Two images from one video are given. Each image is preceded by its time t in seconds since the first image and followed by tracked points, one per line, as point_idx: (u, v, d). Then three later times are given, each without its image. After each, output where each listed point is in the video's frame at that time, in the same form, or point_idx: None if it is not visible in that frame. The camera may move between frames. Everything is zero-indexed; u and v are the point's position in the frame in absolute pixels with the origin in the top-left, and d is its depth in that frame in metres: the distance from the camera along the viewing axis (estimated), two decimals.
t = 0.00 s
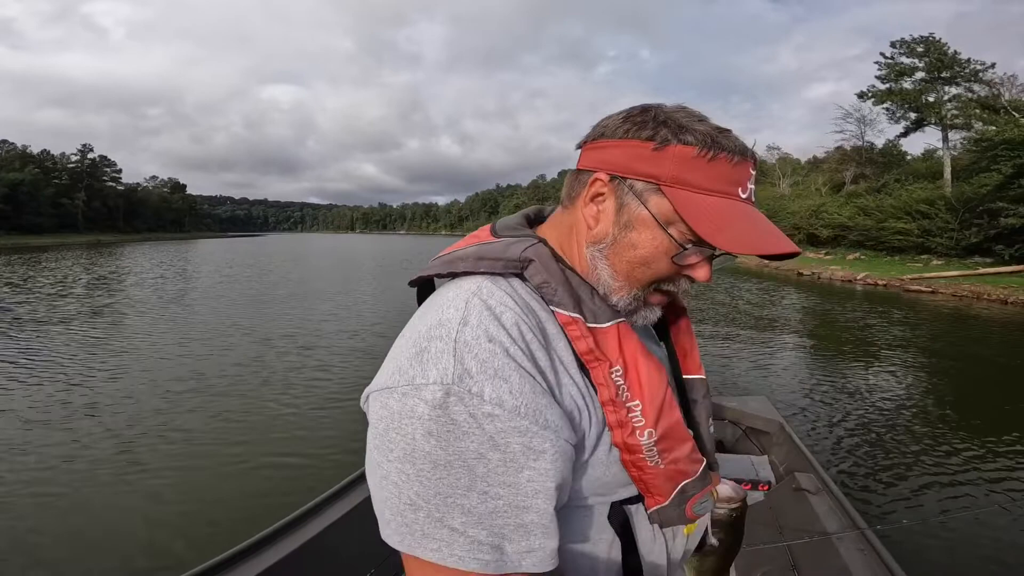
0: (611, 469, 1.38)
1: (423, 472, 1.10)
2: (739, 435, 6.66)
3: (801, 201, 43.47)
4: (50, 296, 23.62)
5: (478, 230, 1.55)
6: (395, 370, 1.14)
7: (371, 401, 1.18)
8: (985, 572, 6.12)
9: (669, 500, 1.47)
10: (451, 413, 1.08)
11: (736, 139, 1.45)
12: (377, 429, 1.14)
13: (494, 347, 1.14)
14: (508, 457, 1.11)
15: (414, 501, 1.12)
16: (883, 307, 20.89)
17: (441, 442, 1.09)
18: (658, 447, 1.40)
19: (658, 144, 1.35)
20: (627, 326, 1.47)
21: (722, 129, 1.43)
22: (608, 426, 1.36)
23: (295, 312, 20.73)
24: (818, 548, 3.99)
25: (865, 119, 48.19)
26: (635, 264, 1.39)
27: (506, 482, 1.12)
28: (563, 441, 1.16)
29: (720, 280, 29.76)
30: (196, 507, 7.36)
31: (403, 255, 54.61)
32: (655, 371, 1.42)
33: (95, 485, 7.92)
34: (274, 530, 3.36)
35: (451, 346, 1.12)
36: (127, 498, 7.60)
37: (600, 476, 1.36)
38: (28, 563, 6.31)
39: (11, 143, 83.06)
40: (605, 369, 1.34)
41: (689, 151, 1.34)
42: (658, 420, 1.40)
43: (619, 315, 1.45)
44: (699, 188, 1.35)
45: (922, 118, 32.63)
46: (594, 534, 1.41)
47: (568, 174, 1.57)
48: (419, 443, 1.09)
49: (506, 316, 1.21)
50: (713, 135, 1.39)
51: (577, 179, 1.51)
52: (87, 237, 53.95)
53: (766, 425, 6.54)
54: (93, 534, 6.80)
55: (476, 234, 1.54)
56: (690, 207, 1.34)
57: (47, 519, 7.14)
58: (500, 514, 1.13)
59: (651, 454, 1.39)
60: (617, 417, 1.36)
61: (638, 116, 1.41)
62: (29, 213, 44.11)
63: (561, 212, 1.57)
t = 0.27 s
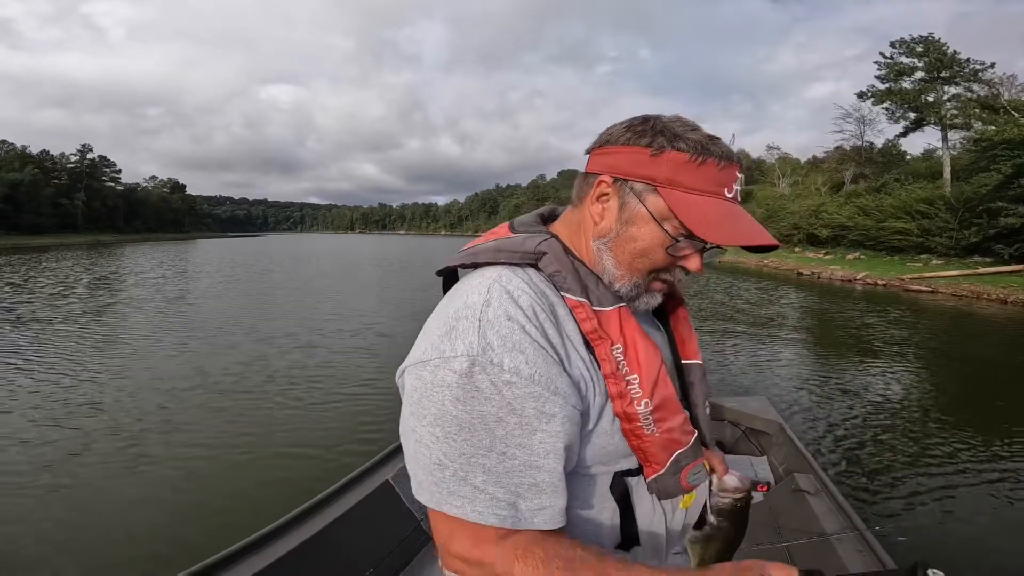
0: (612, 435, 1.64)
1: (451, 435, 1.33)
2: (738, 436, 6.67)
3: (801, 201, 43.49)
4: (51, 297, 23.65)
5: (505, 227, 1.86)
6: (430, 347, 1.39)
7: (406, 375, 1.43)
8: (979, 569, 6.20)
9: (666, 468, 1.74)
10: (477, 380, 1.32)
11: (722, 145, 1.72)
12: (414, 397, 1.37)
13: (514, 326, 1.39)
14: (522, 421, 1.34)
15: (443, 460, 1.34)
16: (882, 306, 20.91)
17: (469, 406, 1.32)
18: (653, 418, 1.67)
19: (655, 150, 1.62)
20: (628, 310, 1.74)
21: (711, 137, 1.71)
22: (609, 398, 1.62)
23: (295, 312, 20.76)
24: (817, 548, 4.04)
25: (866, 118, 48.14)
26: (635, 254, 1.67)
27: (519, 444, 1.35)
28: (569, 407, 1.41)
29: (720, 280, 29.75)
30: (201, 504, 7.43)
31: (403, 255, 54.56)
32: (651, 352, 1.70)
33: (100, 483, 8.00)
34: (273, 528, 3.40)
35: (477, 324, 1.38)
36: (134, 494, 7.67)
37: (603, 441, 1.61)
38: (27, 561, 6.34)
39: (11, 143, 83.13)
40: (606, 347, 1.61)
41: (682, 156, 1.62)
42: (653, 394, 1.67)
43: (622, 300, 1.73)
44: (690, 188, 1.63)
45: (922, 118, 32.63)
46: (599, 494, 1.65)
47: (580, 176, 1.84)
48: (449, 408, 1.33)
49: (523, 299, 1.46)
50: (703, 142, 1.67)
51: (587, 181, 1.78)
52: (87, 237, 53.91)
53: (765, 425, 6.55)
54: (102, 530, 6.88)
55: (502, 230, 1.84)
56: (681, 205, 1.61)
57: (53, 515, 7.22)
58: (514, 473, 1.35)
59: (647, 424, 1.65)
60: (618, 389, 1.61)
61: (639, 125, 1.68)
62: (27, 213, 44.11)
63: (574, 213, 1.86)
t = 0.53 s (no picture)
0: (606, 412, 1.74)
1: (463, 407, 1.46)
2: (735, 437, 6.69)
3: (801, 201, 43.47)
4: (50, 296, 23.64)
5: (509, 225, 1.98)
6: (446, 329, 1.54)
7: (425, 358, 1.57)
8: (974, 569, 6.23)
9: (654, 441, 1.81)
10: (486, 356, 1.46)
11: (706, 150, 1.82)
12: (430, 376, 1.51)
13: (517, 308, 1.53)
14: (524, 391, 1.48)
15: (456, 429, 1.47)
16: (882, 306, 20.90)
17: (478, 377, 1.46)
18: (640, 392, 1.75)
19: (645, 156, 1.74)
20: (621, 298, 1.84)
21: (695, 143, 1.81)
22: (602, 374, 1.73)
23: (294, 311, 20.76)
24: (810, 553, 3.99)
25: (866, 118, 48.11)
26: (629, 249, 1.77)
27: (523, 414, 1.48)
28: (565, 379, 1.55)
29: (720, 280, 29.75)
30: (203, 502, 7.48)
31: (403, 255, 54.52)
32: (641, 334, 1.79)
33: (101, 481, 8.03)
34: (270, 522, 3.42)
35: (485, 308, 1.52)
36: (136, 491, 7.71)
37: (597, 416, 1.72)
38: (23, 559, 6.36)
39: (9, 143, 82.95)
40: (599, 329, 1.72)
41: (668, 161, 1.73)
42: (641, 369, 1.76)
43: (616, 289, 1.84)
44: (677, 188, 1.73)
45: (922, 118, 32.62)
46: (596, 468, 1.76)
47: (577, 179, 1.95)
48: (460, 381, 1.46)
49: (525, 286, 1.60)
50: (687, 148, 1.78)
51: (585, 183, 1.89)
52: (86, 237, 53.86)
53: (761, 428, 6.54)
54: (107, 526, 6.94)
55: (507, 229, 1.96)
56: (668, 204, 1.72)
57: (56, 511, 7.26)
58: (519, 440, 1.47)
59: (634, 398, 1.74)
60: (610, 366, 1.72)
61: (632, 134, 1.80)
62: (26, 213, 44.03)
63: (574, 210, 1.96)
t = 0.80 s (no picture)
0: (602, 400, 1.75)
1: (467, 393, 1.49)
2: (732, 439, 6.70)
3: (801, 201, 43.45)
4: (49, 296, 23.62)
5: (510, 228, 2.01)
6: (452, 324, 1.58)
7: (433, 351, 1.60)
8: (972, 570, 6.21)
9: (649, 428, 1.78)
10: (490, 345, 1.50)
11: (692, 154, 1.84)
12: (439, 366, 1.54)
13: (519, 300, 1.56)
14: (524, 376, 1.50)
15: (463, 414, 1.50)
16: (881, 306, 20.87)
17: (481, 365, 1.49)
18: (632, 379, 1.74)
19: (635, 161, 1.76)
20: (616, 294, 1.84)
21: (682, 147, 1.83)
22: (597, 363, 1.74)
23: (292, 311, 20.74)
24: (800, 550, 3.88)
25: (865, 118, 48.12)
26: (622, 246, 1.79)
27: (524, 398, 1.50)
28: (563, 366, 1.57)
29: (719, 280, 29.76)
30: (201, 503, 7.46)
31: (402, 255, 54.48)
32: (634, 324, 1.77)
33: (99, 482, 8.01)
34: (269, 519, 3.43)
35: (489, 301, 1.55)
36: (134, 493, 7.70)
37: (593, 404, 1.73)
38: (20, 560, 6.36)
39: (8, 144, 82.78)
40: (594, 321, 1.72)
41: (657, 166, 1.75)
42: (634, 357, 1.75)
43: (610, 285, 1.84)
44: (665, 192, 1.75)
45: (921, 118, 32.61)
46: (594, 455, 1.78)
47: (575, 183, 1.97)
48: (466, 368, 1.49)
49: (526, 282, 1.62)
50: (674, 153, 1.80)
51: (582, 188, 1.91)
52: (85, 237, 53.74)
53: (759, 430, 6.53)
54: (105, 527, 6.93)
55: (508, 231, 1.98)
56: (657, 205, 1.74)
57: (55, 513, 7.25)
58: (521, 423, 1.49)
59: (628, 383, 1.73)
60: (606, 356, 1.73)
61: (623, 141, 1.83)
62: (25, 213, 44.00)
63: (571, 213, 1.98)
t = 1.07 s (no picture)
0: (611, 397, 1.74)
1: (480, 390, 1.48)
2: (735, 439, 6.70)
3: (800, 200, 43.47)
4: (48, 296, 23.57)
5: (517, 230, 2.01)
6: (464, 324, 1.57)
7: (445, 351, 1.59)
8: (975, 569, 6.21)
9: (658, 424, 1.79)
10: (503, 344, 1.49)
11: (695, 156, 1.83)
12: (452, 365, 1.53)
13: (530, 300, 1.56)
14: (537, 373, 1.50)
15: (477, 411, 1.49)
16: (881, 306, 20.88)
17: (493, 362, 1.48)
18: (642, 375, 1.74)
19: (639, 163, 1.76)
20: (623, 293, 1.83)
21: (684, 149, 1.82)
22: (606, 359, 1.73)
23: (291, 311, 20.69)
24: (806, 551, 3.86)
25: (864, 118, 48.16)
26: (627, 246, 1.78)
27: (537, 394, 1.50)
28: (574, 362, 1.57)
29: (719, 279, 29.77)
30: (200, 505, 7.43)
31: (402, 255, 54.49)
32: (642, 322, 1.76)
33: (98, 484, 7.97)
34: (268, 524, 3.40)
35: (500, 301, 1.55)
36: (133, 494, 7.68)
37: (604, 401, 1.72)
38: (20, 561, 6.32)
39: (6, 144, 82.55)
40: (603, 319, 1.71)
41: (661, 168, 1.75)
42: (643, 354, 1.74)
43: (618, 285, 1.83)
44: (670, 193, 1.74)
45: (920, 118, 32.67)
46: (605, 452, 1.77)
47: (582, 185, 1.97)
48: (479, 365, 1.49)
49: (536, 282, 1.62)
50: (677, 156, 1.79)
51: (588, 191, 1.90)
52: (84, 237, 53.64)
53: (761, 430, 6.54)
54: (105, 528, 6.92)
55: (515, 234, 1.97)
56: (663, 207, 1.73)
57: (53, 514, 7.22)
58: (535, 418, 1.49)
59: (637, 379, 1.73)
60: (615, 354, 1.72)
61: (627, 143, 1.82)
62: (23, 213, 43.91)
63: (578, 215, 1.97)
